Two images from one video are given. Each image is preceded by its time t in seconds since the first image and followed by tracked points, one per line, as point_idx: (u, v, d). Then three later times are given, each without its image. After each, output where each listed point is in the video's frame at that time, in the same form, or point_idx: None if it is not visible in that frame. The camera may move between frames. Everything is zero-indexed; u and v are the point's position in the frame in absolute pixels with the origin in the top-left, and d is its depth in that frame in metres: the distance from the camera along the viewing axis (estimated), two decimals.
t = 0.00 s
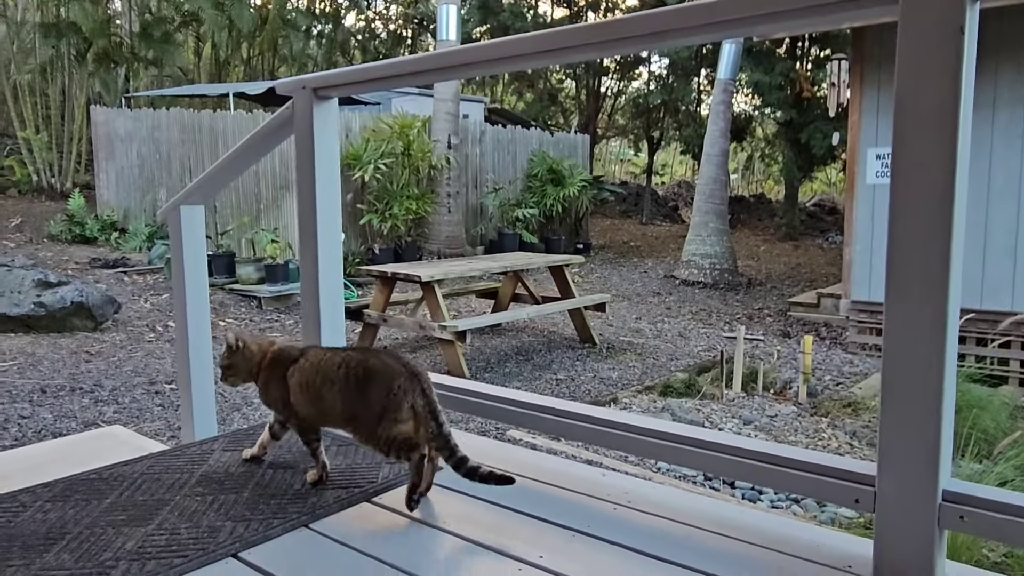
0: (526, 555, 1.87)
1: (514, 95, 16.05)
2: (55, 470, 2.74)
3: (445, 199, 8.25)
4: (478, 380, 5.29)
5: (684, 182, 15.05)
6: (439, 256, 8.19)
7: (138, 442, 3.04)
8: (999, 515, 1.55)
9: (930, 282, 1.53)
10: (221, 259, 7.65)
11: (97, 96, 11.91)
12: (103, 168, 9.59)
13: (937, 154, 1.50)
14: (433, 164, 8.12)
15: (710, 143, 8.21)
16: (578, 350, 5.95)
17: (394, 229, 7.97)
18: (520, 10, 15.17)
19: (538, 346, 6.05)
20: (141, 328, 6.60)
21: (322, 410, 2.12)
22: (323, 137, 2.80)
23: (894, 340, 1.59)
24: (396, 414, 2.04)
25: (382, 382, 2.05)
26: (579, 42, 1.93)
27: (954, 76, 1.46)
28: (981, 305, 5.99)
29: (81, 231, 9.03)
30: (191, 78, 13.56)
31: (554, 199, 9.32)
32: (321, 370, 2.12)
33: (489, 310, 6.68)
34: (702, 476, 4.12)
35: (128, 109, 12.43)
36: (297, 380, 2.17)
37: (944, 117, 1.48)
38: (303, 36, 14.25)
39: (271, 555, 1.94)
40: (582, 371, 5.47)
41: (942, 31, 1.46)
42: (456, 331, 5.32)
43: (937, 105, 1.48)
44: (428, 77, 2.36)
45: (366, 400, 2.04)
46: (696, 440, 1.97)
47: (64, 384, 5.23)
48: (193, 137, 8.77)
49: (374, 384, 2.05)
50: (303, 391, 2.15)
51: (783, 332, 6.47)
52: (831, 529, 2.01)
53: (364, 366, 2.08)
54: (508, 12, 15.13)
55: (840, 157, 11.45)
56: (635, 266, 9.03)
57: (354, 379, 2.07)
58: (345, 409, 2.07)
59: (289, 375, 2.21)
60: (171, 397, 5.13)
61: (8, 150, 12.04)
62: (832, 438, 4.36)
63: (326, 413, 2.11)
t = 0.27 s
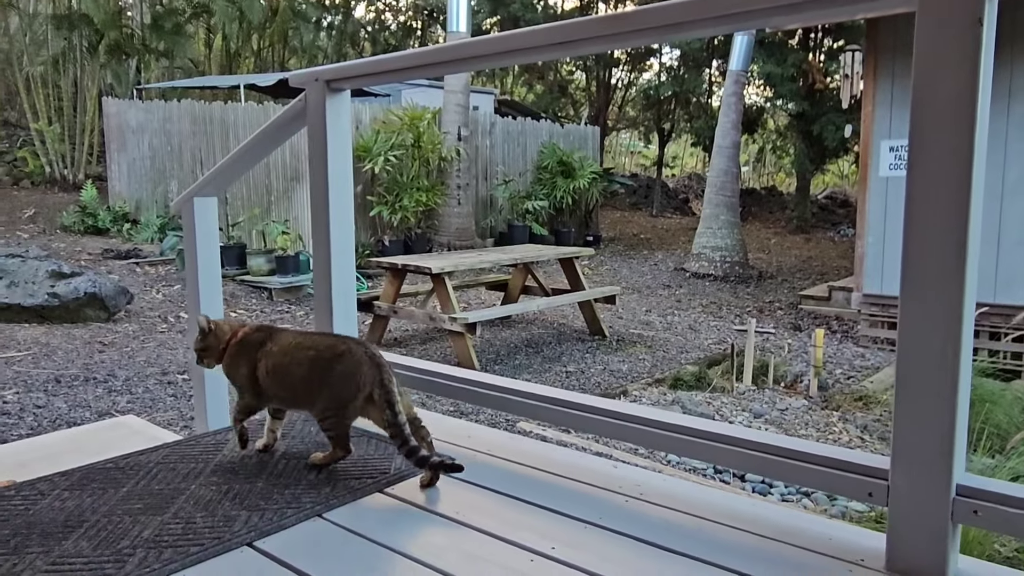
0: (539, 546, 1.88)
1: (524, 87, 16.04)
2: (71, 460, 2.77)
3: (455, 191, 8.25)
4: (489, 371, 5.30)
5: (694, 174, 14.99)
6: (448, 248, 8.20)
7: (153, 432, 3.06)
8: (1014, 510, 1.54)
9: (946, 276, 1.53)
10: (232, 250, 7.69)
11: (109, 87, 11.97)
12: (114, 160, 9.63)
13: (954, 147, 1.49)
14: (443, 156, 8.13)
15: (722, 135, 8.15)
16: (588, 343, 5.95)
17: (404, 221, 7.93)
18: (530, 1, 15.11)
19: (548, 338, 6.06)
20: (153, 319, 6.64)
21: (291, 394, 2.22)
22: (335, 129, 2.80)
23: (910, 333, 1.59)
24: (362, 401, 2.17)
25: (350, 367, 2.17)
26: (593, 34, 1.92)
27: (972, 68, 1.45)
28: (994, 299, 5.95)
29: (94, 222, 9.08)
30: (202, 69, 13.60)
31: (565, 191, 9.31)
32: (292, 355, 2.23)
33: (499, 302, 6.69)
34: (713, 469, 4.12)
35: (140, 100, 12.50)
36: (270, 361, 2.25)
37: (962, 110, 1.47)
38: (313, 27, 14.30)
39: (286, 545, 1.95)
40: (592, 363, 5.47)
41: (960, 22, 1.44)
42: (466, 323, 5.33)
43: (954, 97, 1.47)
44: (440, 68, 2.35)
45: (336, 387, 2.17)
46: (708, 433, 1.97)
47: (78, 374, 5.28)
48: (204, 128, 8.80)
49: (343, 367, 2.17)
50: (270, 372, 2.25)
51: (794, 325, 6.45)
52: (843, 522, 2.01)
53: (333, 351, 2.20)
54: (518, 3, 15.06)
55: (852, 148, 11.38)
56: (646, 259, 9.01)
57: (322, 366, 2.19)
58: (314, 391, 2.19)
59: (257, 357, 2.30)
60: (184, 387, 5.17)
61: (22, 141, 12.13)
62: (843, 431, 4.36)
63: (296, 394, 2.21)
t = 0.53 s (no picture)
0: (550, 542, 1.89)
1: (533, 83, 16.01)
2: (83, 453, 2.79)
3: (464, 186, 8.25)
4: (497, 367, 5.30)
5: (703, 170, 14.95)
6: (457, 244, 8.21)
7: (164, 426, 3.08)
8: None
9: (961, 273, 1.52)
10: (242, 245, 7.71)
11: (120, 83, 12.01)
12: (125, 155, 9.67)
13: (970, 143, 1.47)
14: (452, 152, 8.13)
15: (732, 131, 8.10)
16: (596, 339, 5.94)
17: (413, 217, 7.94)
18: None
19: (557, 335, 6.06)
20: (163, 314, 6.67)
21: (270, 381, 2.32)
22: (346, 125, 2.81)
23: (922, 331, 1.58)
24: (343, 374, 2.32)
25: (326, 344, 2.31)
26: (603, 31, 1.91)
27: (989, 63, 1.44)
28: (1007, 297, 5.91)
29: (105, 217, 9.13)
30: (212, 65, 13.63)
31: (573, 187, 9.29)
32: (264, 342, 2.34)
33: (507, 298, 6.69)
34: (723, 466, 4.11)
35: (150, 95, 12.54)
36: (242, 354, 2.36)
37: (978, 106, 1.46)
38: (323, 23, 14.32)
39: (298, 538, 1.96)
40: (601, 359, 5.47)
41: (977, 18, 1.43)
42: (475, 319, 5.33)
43: (971, 93, 1.46)
44: (452, 65, 2.34)
45: (315, 365, 2.28)
46: (718, 430, 1.96)
47: (89, 368, 5.31)
48: (214, 124, 8.83)
49: (320, 345, 2.30)
50: (246, 364, 2.35)
51: (804, 322, 6.42)
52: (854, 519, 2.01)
53: (305, 331, 2.32)
54: None
55: (863, 145, 11.32)
56: (655, 255, 8.99)
57: (298, 346, 2.30)
58: (292, 374, 2.30)
59: (230, 355, 2.40)
60: (194, 382, 5.19)
61: (33, 136, 12.19)
62: (853, 429, 4.34)
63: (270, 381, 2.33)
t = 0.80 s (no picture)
0: (559, 541, 1.89)
1: (540, 81, 15.99)
2: (94, 450, 2.80)
3: (472, 184, 8.26)
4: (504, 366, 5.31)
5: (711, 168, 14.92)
6: (464, 243, 8.23)
7: (174, 422, 3.10)
8: None
9: (970, 273, 1.51)
10: (250, 243, 7.74)
11: (129, 82, 12.06)
12: (134, 153, 9.70)
13: (980, 144, 1.47)
14: (459, 150, 8.13)
15: (740, 129, 8.06)
16: (604, 338, 5.94)
17: (421, 215, 7.95)
18: None
19: (564, 333, 6.06)
20: (172, 311, 6.70)
21: (242, 377, 2.40)
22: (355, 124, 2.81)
23: (931, 330, 1.58)
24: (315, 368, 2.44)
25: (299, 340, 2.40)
26: (612, 30, 1.91)
27: (999, 63, 1.43)
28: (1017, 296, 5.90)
29: (114, 215, 9.16)
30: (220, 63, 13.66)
31: (580, 185, 9.28)
32: (235, 338, 2.41)
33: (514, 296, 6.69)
34: (730, 465, 4.11)
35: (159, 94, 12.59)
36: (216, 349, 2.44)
37: (987, 106, 1.45)
38: (330, 21, 14.32)
39: (306, 536, 1.97)
40: (608, 358, 5.47)
41: (988, 17, 1.43)
42: (482, 318, 5.33)
43: (981, 93, 1.46)
44: (461, 64, 2.34)
45: (286, 363, 2.37)
46: (725, 430, 1.96)
47: (99, 365, 5.34)
48: (222, 122, 8.85)
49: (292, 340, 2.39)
50: (219, 360, 2.43)
51: (812, 322, 6.40)
52: (862, 519, 2.00)
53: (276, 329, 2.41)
54: None
55: (872, 143, 11.27)
56: (662, 254, 8.97)
57: (269, 344, 2.38)
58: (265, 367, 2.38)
59: (203, 349, 2.47)
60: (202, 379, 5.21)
61: (43, 134, 12.25)
62: (861, 429, 4.33)
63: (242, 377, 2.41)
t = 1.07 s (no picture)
0: (563, 541, 1.89)
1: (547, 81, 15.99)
2: (103, 449, 2.83)
3: (478, 184, 8.26)
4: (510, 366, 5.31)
5: (718, 169, 14.88)
6: (470, 243, 8.24)
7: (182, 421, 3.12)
8: None
9: (979, 274, 1.50)
10: (257, 243, 7.76)
11: (137, 82, 12.11)
12: (141, 153, 9.74)
13: (989, 146, 1.47)
14: (465, 150, 8.14)
15: (746, 129, 8.04)
16: (609, 338, 5.94)
17: (426, 215, 7.96)
18: None
19: (569, 334, 6.06)
20: (179, 311, 6.73)
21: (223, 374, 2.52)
22: (362, 124, 2.82)
23: (939, 332, 1.58)
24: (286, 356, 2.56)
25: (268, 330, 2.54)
26: (621, 31, 1.91)
27: (1008, 64, 1.43)
28: None
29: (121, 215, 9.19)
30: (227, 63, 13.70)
31: (586, 185, 9.29)
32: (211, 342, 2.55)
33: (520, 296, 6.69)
34: (736, 467, 4.11)
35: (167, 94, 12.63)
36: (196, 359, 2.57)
37: (996, 108, 1.45)
38: (337, 21, 14.28)
39: (312, 535, 1.98)
40: (613, 359, 5.47)
41: (997, 19, 1.42)
42: (488, 318, 5.34)
43: (989, 95, 1.45)
44: (469, 65, 2.34)
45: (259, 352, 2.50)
46: (731, 431, 1.96)
47: (106, 364, 5.37)
48: (230, 122, 8.88)
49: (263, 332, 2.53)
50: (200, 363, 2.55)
51: (818, 323, 6.39)
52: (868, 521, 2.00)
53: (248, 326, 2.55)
54: None
55: (880, 144, 11.22)
56: (668, 254, 8.96)
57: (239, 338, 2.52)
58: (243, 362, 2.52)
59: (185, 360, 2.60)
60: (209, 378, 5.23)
61: (52, 134, 12.31)
62: (868, 430, 4.32)
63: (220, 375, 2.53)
